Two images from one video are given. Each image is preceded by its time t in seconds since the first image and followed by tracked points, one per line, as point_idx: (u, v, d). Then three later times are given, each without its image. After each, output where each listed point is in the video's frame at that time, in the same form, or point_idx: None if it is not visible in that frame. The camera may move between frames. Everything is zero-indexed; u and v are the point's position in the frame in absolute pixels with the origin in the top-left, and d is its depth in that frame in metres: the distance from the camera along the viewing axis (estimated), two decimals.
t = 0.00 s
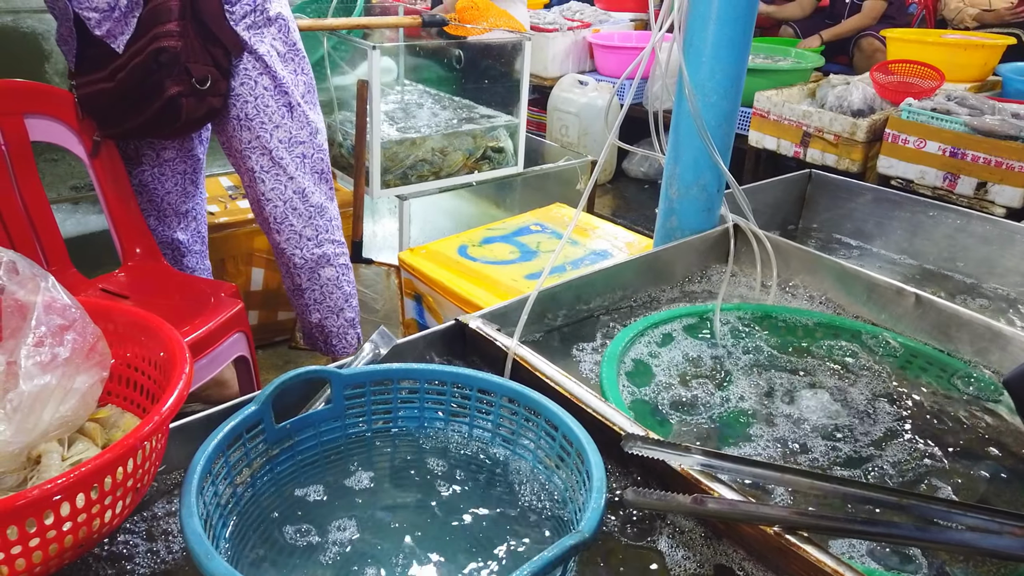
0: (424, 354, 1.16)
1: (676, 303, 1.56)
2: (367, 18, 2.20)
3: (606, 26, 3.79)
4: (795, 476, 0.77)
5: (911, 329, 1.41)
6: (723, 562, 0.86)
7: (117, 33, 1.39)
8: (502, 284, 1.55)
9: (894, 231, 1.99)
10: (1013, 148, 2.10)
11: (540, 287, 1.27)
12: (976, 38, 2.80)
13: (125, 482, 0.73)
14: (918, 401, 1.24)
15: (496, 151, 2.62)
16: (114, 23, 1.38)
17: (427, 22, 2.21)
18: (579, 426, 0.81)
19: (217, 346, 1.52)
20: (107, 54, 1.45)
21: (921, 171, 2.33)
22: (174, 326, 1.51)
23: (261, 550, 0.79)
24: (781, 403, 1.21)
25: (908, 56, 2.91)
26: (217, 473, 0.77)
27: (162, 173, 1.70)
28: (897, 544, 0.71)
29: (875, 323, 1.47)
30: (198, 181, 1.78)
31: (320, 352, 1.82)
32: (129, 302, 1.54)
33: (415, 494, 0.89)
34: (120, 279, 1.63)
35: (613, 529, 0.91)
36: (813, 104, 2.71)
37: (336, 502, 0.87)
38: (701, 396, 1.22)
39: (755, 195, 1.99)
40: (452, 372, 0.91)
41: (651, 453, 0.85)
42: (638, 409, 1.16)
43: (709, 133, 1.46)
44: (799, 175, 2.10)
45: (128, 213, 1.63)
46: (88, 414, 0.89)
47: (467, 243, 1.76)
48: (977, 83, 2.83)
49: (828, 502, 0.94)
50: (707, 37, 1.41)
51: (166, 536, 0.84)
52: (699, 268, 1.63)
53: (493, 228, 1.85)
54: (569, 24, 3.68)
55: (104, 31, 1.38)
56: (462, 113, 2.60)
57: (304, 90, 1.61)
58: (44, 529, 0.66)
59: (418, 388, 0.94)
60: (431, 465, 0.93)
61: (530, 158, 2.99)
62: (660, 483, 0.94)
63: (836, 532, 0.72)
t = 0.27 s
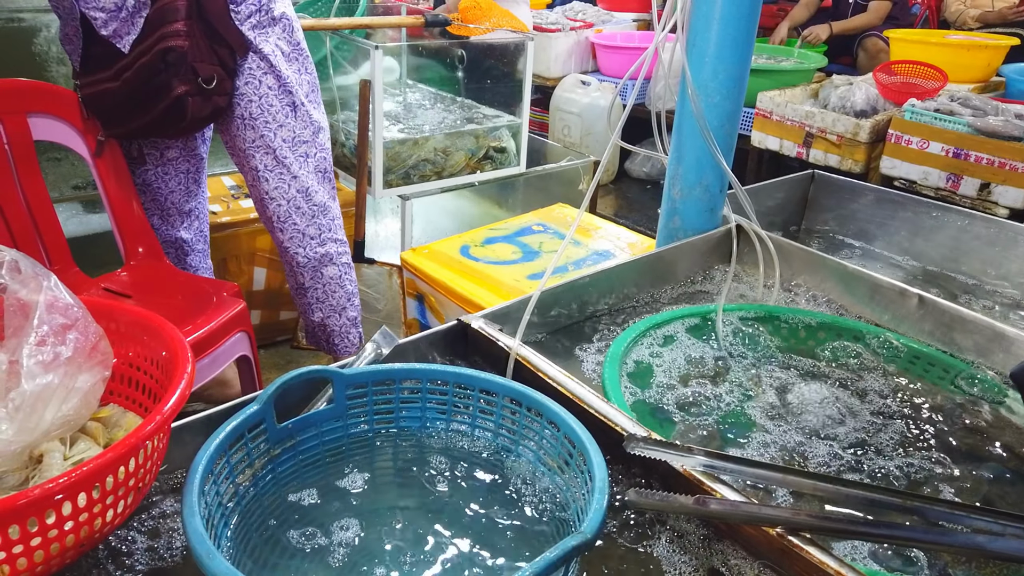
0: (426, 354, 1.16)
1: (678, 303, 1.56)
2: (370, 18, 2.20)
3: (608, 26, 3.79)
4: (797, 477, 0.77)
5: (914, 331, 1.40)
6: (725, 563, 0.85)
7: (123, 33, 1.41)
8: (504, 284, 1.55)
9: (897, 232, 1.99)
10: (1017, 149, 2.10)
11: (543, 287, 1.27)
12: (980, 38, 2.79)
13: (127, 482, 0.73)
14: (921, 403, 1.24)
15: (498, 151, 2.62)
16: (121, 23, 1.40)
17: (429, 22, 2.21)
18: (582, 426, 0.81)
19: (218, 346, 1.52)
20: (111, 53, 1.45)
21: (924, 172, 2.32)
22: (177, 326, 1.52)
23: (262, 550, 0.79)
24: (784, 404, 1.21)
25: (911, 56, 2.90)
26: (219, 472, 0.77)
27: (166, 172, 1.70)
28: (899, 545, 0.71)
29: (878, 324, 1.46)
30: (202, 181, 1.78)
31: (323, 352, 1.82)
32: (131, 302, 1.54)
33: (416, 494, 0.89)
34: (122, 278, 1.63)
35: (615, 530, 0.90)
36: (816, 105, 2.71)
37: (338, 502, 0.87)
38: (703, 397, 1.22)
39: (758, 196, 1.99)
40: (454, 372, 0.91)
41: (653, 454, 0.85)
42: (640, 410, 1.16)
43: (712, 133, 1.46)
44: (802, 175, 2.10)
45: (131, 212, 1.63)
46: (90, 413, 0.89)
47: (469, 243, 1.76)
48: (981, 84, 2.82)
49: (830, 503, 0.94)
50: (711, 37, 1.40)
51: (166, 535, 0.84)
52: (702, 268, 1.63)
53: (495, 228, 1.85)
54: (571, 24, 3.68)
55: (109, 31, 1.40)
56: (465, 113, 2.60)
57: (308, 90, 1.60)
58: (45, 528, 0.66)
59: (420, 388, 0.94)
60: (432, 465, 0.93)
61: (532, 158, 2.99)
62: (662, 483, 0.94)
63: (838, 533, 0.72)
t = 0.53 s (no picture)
0: (425, 354, 1.16)
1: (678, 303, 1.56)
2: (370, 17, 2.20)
3: (610, 26, 3.78)
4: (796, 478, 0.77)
5: (915, 331, 1.40)
6: (724, 564, 0.85)
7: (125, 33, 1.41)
8: (504, 284, 1.55)
9: (898, 232, 1.99)
10: (1018, 149, 2.09)
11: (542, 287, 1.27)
12: (982, 38, 2.79)
13: (125, 481, 0.73)
14: (922, 403, 1.23)
15: (498, 151, 2.62)
16: (123, 23, 1.40)
17: (430, 22, 2.21)
18: (581, 426, 0.81)
19: (218, 346, 1.52)
20: (112, 53, 1.45)
21: (926, 172, 2.32)
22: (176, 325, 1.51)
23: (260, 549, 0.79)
24: (784, 405, 1.21)
25: (913, 57, 2.90)
26: (217, 472, 0.77)
27: (167, 171, 1.70)
28: (898, 546, 0.70)
29: (879, 324, 1.46)
30: (202, 180, 1.78)
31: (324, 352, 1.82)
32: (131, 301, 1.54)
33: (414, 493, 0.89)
34: (122, 277, 1.63)
35: (614, 531, 0.90)
36: (817, 105, 2.70)
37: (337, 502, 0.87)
38: (703, 397, 1.22)
39: (759, 196, 1.99)
40: (453, 371, 0.91)
41: (652, 454, 0.85)
42: (640, 410, 1.16)
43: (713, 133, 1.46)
44: (803, 176, 2.09)
45: (131, 211, 1.63)
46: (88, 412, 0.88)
47: (469, 243, 1.76)
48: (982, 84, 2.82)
49: (829, 503, 0.93)
50: (711, 37, 1.40)
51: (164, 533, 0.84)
52: (702, 268, 1.63)
53: (495, 228, 1.85)
54: (573, 24, 3.68)
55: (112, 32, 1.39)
56: (465, 112, 2.60)
57: (308, 89, 1.60)
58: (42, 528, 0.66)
59: (419, 388, 0.94)
60: (431, 465, 0.93)
61: (533, 158, 2.99)
62: (661, 484, 0.94)
63: (837, 534, 0.72)
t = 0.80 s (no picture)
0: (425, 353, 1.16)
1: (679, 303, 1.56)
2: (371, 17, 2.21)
3: (611, 26, 3.78)
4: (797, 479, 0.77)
5: (916, 331, 1.40)
6: (724, 564, 0.85)
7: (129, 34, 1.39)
8: (505, 284, 1.55)
9: (899, 233, 1.99)
10: (1020, 150, 2.09)
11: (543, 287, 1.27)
12: (983, 39, 2.79)
13: (125, 480, 0.73)
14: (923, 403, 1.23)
15: (499, 151, 2.63)
16: (128, 25, 1.38)
17: (431, 21, 2.22)
18: (581, 427, 0.81)
19: (218, 345, 1.52)
20: (115, 53, 1.45)
21: (927, 173, 2.32)
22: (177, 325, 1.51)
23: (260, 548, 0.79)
24: (784, 405, 1.21)
25: (914, 57, 2.90)
26: (217, 471, 0.77)
27: (168, 171, 1.70)
28: (899, 546, 0.70)
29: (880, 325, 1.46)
30: (204, 178, 1.78)
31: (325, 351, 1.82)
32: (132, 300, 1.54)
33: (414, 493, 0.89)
34: (123, 276, 1.63)
35: (614, 531, 0.90)
36: (818, 105, 2.70)
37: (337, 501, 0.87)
38: (703, 397, 1.22)
39: (759, 196, 1.99)
40: (453, 371, 0.91)
41: (653, 454, 0.85)
42: (640, 409, 1.16)
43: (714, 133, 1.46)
44: (804, 176, 2.09)
45: (132, 210, 1.63)
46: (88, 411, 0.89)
47: (470, 242, 1.76)
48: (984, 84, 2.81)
49: (829, 504, 0.93)
50: (713, 37, 1.40)
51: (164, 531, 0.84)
52: (703, 268, 1.63)
53: (496, 228, 1.85)
54: (574, 24, 3.67)
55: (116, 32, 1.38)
56: (466, 112, 2.60)
57: (311, 90, 1.60)
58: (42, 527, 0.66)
59: (419, 387, 0.94)
60: (431, 465, 0.93)
61: (534, 158, 2.99)
62: (662, 484, 0.94)
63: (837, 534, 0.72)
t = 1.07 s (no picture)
0: (425, 352, 1.16)
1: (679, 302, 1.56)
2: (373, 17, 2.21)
3: (611, 25, 3.78)
4: (797, 478, 0.77)
5: (916, 331, 1.40)
6: (723, 563, 0.85)
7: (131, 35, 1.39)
8: (505, 283, 1.55)
9: (899, 233, 1.99)
10: (1021, 150, 2.09)
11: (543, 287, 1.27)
12: (984, 39, 2.79)
13: (125, 478, 0.73)
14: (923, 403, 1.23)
15: (499, 151, 2.63)
16: (130, 26, 1.38)
17: (432, 21, 2.22)
18: (580, 426, 0.81)
19: (219, 345, 1.52)
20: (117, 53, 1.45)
21: (928, 173, 2.32)
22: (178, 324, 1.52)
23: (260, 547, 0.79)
24: (784, 405, 1.21)
25: (915, 57, 2.90)
26: (217, 469, 0.77)
27: (170, 170, 1.70)
28: (898, 545, 0.70)
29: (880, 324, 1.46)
30: (206, 177, 1.78)
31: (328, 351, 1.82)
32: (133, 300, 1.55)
33: (414, 492, 0.89)
34: (124, 275, 1.64)
35: (613, 529, 0.90)
36: (819, 105, 2.70)
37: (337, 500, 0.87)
38: (703, 396, 1.22)
39: (760, 196, 1.99)
40: (452, 370, 0.91)
41: (653, 453, 0.85)
42: (640, 409, 1.16)
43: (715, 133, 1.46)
44: (804, 176, 2.09)
45: (133, 210, 1.64)
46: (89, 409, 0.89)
47: (470, 242, 1.76)
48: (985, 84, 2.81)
49: (828, 503, 0.94)
50: (714, 38, 1.40)
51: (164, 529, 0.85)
52: (703, 268, 1.63)
53: (497, 227, 1.85)
54: (575, 24, 3.68)
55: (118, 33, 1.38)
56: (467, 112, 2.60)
57: (313, 90, 1.61)
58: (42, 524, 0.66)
59: (419, 386, 0.94)
60: (431, 463, 0.93)
61: (534, 158, 2.99)
62: (662, 483, 0.94)
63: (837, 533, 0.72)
